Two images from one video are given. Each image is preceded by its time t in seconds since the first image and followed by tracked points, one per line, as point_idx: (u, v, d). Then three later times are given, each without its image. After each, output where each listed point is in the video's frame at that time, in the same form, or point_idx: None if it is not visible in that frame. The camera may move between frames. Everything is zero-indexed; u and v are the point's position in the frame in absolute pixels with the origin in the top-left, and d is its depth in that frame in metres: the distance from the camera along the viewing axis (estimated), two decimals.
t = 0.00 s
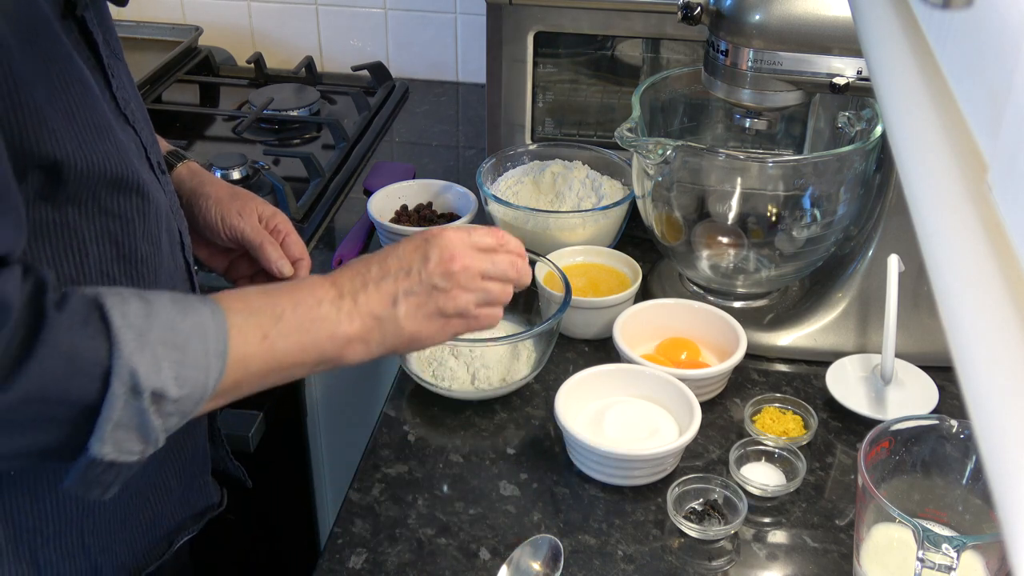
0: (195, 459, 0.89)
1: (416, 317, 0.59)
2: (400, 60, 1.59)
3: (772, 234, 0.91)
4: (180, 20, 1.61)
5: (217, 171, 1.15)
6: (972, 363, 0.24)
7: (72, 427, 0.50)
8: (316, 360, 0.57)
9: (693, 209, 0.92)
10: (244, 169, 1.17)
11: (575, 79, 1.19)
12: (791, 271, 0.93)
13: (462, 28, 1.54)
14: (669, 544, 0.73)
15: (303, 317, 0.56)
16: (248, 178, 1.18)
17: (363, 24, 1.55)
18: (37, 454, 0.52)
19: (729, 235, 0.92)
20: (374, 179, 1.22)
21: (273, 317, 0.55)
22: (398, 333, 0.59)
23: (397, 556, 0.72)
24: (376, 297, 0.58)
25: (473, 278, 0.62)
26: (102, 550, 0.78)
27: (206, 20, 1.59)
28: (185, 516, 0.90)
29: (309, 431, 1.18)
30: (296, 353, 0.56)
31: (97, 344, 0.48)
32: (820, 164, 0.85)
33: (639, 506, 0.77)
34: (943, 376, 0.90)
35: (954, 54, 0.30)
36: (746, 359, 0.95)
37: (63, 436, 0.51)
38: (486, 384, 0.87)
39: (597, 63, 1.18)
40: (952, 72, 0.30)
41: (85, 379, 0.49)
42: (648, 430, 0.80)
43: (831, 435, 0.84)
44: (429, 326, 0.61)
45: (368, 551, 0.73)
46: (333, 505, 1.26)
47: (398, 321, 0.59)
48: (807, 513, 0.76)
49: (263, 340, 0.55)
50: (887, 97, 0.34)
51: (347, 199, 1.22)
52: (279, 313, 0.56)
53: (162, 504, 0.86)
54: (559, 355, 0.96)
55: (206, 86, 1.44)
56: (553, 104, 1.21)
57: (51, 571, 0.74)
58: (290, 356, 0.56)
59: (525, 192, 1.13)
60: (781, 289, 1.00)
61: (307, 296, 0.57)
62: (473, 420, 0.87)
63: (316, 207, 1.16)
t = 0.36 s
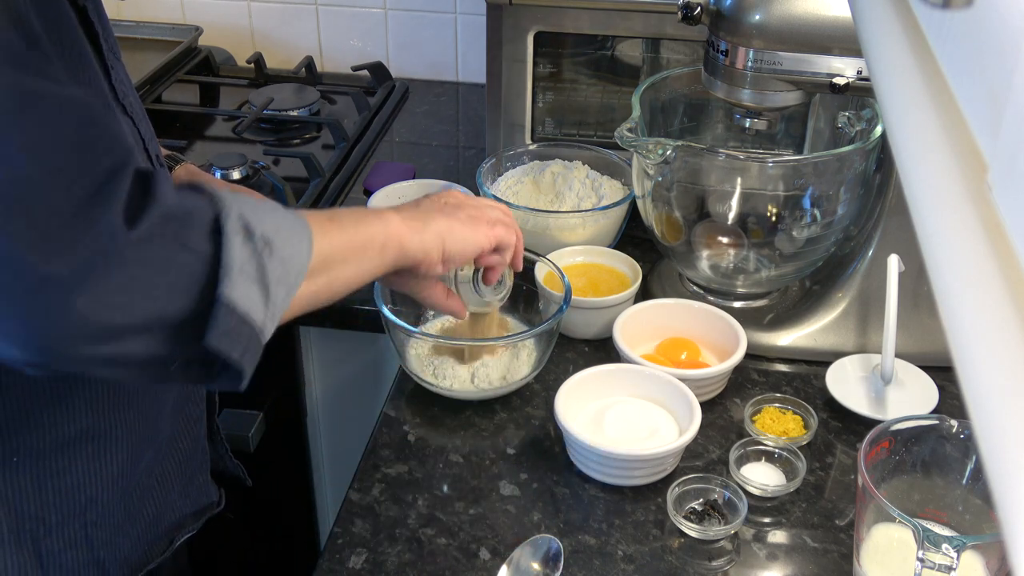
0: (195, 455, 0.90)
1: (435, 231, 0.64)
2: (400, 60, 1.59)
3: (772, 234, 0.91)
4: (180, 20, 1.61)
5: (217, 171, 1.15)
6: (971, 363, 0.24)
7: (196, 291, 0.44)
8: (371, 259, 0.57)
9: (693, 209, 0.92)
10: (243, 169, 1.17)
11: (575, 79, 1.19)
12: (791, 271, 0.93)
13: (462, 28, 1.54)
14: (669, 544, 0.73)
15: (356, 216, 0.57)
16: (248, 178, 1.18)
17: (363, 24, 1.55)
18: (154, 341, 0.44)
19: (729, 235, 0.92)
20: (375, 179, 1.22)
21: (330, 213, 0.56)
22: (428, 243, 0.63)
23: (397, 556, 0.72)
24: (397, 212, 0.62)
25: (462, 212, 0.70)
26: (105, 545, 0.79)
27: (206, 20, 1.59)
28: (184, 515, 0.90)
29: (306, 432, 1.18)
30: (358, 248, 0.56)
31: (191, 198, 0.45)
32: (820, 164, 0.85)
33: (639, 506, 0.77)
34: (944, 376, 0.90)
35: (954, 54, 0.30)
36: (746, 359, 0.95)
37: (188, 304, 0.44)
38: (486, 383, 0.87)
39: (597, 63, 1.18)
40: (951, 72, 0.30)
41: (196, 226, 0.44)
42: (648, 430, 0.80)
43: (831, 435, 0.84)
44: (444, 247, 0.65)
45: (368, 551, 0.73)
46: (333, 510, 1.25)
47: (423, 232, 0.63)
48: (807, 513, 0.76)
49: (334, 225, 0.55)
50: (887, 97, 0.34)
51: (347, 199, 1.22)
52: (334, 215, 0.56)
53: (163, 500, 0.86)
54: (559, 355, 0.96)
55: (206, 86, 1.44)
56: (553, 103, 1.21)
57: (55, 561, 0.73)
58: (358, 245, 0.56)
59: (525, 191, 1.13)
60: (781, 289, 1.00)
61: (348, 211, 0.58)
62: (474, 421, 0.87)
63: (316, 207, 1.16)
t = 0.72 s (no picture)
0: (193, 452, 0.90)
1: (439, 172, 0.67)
2: (400, 60, 1.59)
3: (772, 234, 0.91)
4: (180, 20, 1.61)
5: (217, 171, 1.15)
6: (972, 363, 0.24)
7: (226, 216, 0.48)
8: (386, 195, 0.60)
9: (693, 209, 0.92)
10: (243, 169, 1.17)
11: (575, 79, 1.19)
12: (791, 271, 0.93)
13: (462, 28, 1.54)
14: (669, 544, 0.73)
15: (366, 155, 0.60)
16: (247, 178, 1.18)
17: (363, 23, 1.55)
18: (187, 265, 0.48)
19: (729, 235, 0.92)
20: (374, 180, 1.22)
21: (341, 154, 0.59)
22: (436, 183, 0.66)
23: (397, 556, 0.72)
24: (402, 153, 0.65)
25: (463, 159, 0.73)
26: (120, 535, 0.78)
27: (206, 20, 1.59)
28: (188, 510, 0.91)
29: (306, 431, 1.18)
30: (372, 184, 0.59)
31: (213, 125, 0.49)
32: (820, 164, 0.86)
33: (639, 506, 0.77)
34: (944, 376, 0.90)
35: (954, 55, 0.30)
36: (746, 359, 0.95)
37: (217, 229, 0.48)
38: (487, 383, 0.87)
39: (597, 63, 1.18)
40: (951, 72, 0.30)
41: (219, 150, 0.49)
42: (648, 430, 0.80)
43: (831, 435, 0.84)
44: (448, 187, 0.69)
45: (368, 551, 0.73)
46: (333, 509, 1.25)
47: (429, 172, 0.66)
48: (807, 513, 0.76)
49: (349, 161, 0.58)
50: (887, 98, 0.34)
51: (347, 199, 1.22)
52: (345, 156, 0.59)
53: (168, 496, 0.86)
54: (559, 355, 0.96)
55: (206, 86, 1.44)
56: (553, 103, 1.21)
57: (65, 549, 0.73)
58: (374, 180, 0.59)
59: (525, 192, 1.13)
60: (781, 288, 1.00)
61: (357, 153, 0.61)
62: (474, 420, 0.87)
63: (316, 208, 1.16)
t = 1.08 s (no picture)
0: (193, 450, 0.90)
1: (468, 233, 0.62)
2: (400, 60, 1.59)
3: (772, 234, 0.91)
4: (180, 21, 1.61)
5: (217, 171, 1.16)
6: (972, 363, 0.24)
7: (180, 280, 0.46)
8: (386, 260, 0.56)
9: (693, 209, 0.92)
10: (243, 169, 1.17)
11: (575, 79, 1.19)
12: (791, 271, 0.93)
13: (462, 28, 1.54)
14: (669, 544, 0.73)
15: (377, 213, 0.56)
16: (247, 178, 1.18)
17: (363, 23, 1.55)
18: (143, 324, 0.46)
19: (729, 235, 0.92)
20: (374, 179, 1.22)
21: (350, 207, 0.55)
22: (453, 248, 0.60)
23: (397, 556, 0.72)
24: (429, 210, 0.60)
25: (506, 219, 0.67)
26: (111, 532, 0.79)
27: (206, 20, 1.59)
28: (186, 505, 0.91)
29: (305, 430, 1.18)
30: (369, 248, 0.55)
31: (191, 180, 0.47)
32: (820, 164, 0.85)
33: (639, 506, 0.77)
34: (944, 376, 0.90)
35: (954, 54, 0.30)
36: (746, 359, 0.95)
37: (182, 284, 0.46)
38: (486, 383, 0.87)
39: (597, 63, 1.18)
40: (951, 73, 0.30)
41: (188, 212, 0.46)
42: (648, 430, 0.80)
43: (831, 435, 0.84)
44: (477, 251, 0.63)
45: (369, 551, 0.73)
46: (332, 511, 1.24)
47: (453, 235, 0.61)
48: (807, 513, 0.76)
49: (348, 223, 0.54)
50: (887, 98, 0.34)
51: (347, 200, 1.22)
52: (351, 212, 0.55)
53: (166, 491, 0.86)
54: (559, 355, 0.96)
55: (206, 86, 1.44)
56: (553, 103, 1.21)
57: (58, 546, 0.73)
58: (369, 250, 0.55)
59: (525, 191, 1.13)
60: (781, 288, 1.00)
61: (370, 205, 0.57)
62: (474, 420, 0.87)
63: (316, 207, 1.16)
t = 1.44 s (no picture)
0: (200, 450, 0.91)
1: (303, 526, 0.53)
2: (400, 60, 1.59)
3: (772, 235, 0.91)
4: (180, 20, 1.61)
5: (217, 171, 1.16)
6: (972, 362, 0.24)
7: None
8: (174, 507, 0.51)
9: (693, 209, 0.92)
10: (243, 169, 1.18)
11: (574, 79, 1.19)
12: (791, 271, 0.93)
13: (462, 28, 1.54)
14: (669, 544, 0.73)
15: (201, 477, 0.51)
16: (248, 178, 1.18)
17: (363, 24, 1.55)
18: None
19: (729, 235, 0.92)
20: (374, 179, 1.22)
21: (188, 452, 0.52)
22: (278, 548, 0.54)
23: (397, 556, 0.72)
24: (265, 514, 0.52)
25: (382, 530, 0.54)
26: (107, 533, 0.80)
27: (206, 20, 1.59)
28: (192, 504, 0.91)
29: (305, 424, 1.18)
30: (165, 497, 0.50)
31: None
32: (820, 164, 0.85)
33: (639, 506, 0.77)
34: (944, 376, 0.90)
35: (954, 54, 0.30)
36: (746, 359, 0.95)
37: None
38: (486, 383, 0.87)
39: (597, 63, 1.18)
40: (952, 74, 0.30)
41: None
42: (648, 430, 0.80)
43: (831, 435, 0.84)
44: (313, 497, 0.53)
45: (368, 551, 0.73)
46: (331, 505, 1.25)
47: (277, 530, 0.53)
48: (808, 513, 0.76)
49: (126, 495, 0.50)
50: (886, 97, 0.34)
51: (347, 200, 1.22)
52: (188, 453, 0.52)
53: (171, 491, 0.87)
54: (559, 355, 0.96)
55: (206, 86, 1.44)
56: (553, 103, 1.21)
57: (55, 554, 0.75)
58: (146, 520, 0.51)
59: (525, 192, 1.13)
60: (781, 289, 1.00)
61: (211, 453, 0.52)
62: (474, 421, 0.87)
63: (315, 208, 1.16)
